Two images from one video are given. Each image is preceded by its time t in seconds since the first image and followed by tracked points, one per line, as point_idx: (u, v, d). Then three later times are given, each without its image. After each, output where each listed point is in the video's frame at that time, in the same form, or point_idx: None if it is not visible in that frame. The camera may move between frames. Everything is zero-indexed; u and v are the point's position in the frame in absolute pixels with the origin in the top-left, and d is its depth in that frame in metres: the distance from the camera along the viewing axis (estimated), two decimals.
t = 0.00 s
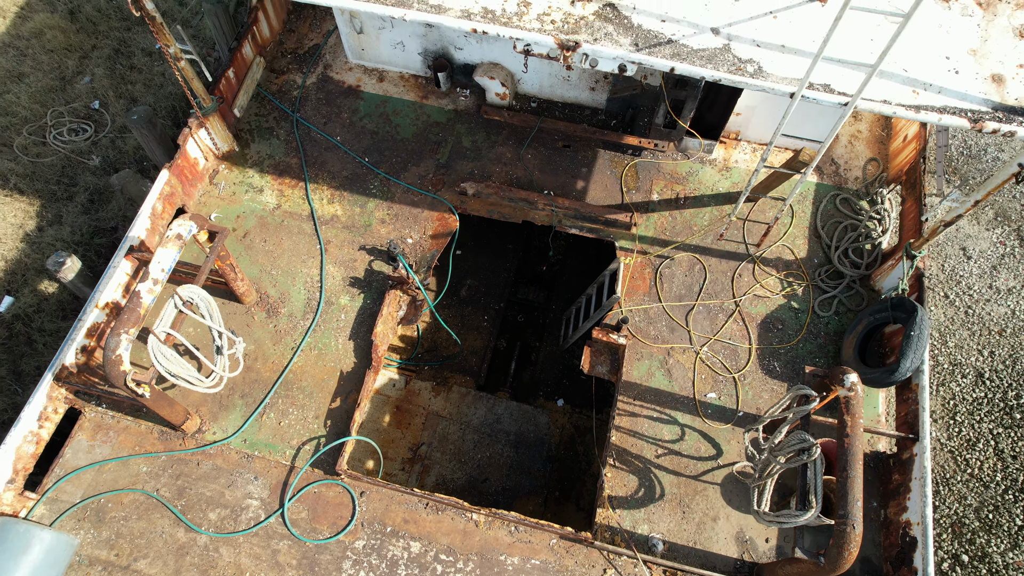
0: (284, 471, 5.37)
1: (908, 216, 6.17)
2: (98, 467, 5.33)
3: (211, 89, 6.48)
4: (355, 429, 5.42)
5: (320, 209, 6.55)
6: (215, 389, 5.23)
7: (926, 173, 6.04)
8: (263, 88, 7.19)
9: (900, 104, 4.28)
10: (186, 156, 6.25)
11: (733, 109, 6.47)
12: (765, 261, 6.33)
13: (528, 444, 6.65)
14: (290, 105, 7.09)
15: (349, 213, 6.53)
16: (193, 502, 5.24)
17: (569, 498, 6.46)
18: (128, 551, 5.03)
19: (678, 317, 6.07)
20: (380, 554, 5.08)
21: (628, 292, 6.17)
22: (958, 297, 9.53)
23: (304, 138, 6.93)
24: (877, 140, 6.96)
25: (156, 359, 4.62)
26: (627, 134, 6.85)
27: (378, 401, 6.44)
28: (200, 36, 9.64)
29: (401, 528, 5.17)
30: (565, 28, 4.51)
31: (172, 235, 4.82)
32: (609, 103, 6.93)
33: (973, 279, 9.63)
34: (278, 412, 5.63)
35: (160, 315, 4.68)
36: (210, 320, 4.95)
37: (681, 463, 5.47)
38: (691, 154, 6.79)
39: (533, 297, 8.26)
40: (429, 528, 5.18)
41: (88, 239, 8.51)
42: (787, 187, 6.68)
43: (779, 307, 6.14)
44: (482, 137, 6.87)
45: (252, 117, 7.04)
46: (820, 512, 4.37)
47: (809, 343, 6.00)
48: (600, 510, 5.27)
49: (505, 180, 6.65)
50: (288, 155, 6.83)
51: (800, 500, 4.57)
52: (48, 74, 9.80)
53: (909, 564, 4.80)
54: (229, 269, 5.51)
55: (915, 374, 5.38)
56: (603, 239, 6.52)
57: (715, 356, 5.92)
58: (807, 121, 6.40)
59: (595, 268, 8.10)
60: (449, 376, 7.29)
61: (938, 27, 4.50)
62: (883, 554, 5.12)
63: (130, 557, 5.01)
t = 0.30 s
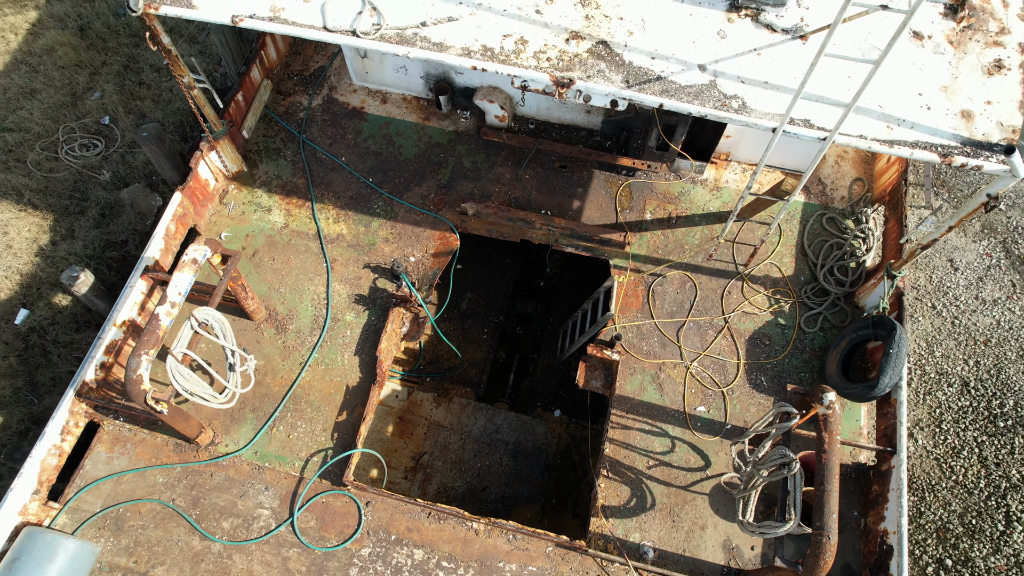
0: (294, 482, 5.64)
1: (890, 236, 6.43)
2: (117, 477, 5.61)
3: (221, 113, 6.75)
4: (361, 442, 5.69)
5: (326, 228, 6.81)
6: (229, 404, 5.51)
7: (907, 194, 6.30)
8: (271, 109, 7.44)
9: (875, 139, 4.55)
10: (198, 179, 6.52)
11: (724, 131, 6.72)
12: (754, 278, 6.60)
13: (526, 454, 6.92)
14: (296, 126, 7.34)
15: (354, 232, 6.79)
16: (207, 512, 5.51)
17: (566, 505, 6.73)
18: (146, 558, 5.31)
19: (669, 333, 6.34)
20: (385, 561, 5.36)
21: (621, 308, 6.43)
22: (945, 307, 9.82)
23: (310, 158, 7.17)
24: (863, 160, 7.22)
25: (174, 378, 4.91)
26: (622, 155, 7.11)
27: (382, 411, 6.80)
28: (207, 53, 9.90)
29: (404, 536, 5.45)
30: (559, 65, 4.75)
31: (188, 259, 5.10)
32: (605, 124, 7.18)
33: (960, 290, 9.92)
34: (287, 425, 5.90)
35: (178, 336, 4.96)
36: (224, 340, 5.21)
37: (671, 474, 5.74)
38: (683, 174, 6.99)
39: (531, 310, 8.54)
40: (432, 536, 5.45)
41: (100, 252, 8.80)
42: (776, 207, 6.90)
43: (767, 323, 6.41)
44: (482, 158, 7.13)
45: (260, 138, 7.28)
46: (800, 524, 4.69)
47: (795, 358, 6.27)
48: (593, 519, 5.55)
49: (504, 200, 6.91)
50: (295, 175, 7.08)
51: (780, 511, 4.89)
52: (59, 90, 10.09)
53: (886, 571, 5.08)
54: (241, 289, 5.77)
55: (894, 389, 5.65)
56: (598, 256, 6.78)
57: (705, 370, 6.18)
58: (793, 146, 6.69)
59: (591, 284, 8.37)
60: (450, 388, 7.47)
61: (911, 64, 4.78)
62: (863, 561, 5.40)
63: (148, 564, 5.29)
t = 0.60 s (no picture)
0: (304, 493, 5.95)
1: (873, 256, 6.71)
2: (136, 488, 5.92)
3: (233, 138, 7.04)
4: (368, 455, 6.00)
5: (333, 247, 7.11)
6: (242, 420, 5.83)
7: (889, 216, 6.58)
8: (279, 132, 7.73)
9: (852, 173, 4.86)
10: (211, 202, 6.82)
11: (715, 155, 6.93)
12: (743, 296, 6.89)
13: (525, 463, 7.23)
14: (304, 148, 7.63)
15: (361, 251, 7.09)
16: (223, 521, 5.81)
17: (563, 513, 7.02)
18: (166, 565, 5.62)
19: (662, 349, 6.64)
20: (391, 568, 5.67)
21: (616, 325, 6.73)
22: (932, 318, 10.13)
23: (317, 180, 7.47)
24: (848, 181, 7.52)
25: (194, 397, 5.24)
26: (617, 177, 7.40)
27: (386, 422, 7.03)
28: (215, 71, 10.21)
29: (410, 544, 5.75)
30: (556, 103, 5.03)
31: (205, 283, 5.40)
32: (600, 147, 7.49)
33: (946, 302, 10.22)
34: (298, 437, 6.20)
35: (196, 357, 5.26)
36: (239, 360, 5.51)
37: (663, 484, 6.04)
38: (676, 195, 7.32)
39: (530, 324, 8.89)
40: (435, 544, 5.75)
41: (113, 267, 9.11)
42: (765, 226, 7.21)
43: (755, 340, 6.71)
44: (482, 180, 7.43)
45: (269, 160, 7.57)
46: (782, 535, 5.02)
47: (781, 373, 6.57)
48: (589, 527, 5.86)
49: (504, 221, 7.21)
50: (303, 197, 7.38)
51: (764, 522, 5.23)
52: (72, 108, 10.41)
53: None
54: (254, 309, 6.08)
55: (873, 404, 5.96)
56: (594, 274, 7.08)
57: (696, 386, 6.48)
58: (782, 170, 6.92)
59: (586, 299, 8.71)
60: (453, 399, 7.68)
61: (886, 101, 5.09)
62: (844, 567, 5.71)
63: (168, 570, 5.60)
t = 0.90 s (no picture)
0: (315, 500, 6.26)
1: (858, 272, 7.01)
2: (155, 496, 6.23)
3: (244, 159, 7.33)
4: (375, 464, 6.31)
5: (341, 264, 7.41)
6: (257, 432, 6.13)
7: (873, 235, 6.88)
8: (288, 151, 8.02)
9: (832, 201, 5.17)
10: (223, 221, 7.11)
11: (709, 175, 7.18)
12: (733, 311, 7.20)
13: (525, 470, 7.53)
14: (312, 167, 7.92)
15: (367, 268, 7.39)
16: (237, 527, 6.13)
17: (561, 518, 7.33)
18: (184, 569, 5.93)
19: (655, 362, 6.95)
20: (398, 572, 5.98)
21: (612, 339, 7.04)
22: (920, 328, 10.44)
23: (325, 199, 7.76)
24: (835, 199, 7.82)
25: (212, 412, 5.54)
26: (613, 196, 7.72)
27: (392, 431, 7.33)
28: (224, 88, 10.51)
29: (415, 549, 6.06)
30: (553, 134, 5.33)
31: (222, 303, 5.68)
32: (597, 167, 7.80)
33: (934, 311, 10.53)
34: (308, 447, 6.51)
35: (214, 373, 5.57)
36: (254, 375, 5.82)
37: (656, 492, 6.34)
38: (670, 214, 7.63)
39: (529, 335, 9.21)
40: (440, 549, 6.07)
41: (126, 279, 9.41)
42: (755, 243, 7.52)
43: (744, 353, 7.01)
44: (484, 198, 7.74)
45: (279, 179, 7.86)
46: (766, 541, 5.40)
47: (769, 385, 6.87)
48: (585, 533, 6.17)
49: (504, 238, 7.52)
50: (312, 215, 7.67)
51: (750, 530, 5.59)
52: (84, 123, 10.71)
53: None
54: (266, 325, 6.38)
55: (856, 416, 6.27)
56: (591, 290, 7.39)
57: (687, 397, 6.79)
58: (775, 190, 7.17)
59: (584, 311, 8.94)
60: (455, 409, 8.00)
61: (865, 133, 5.42)
62: (827, 571, 6.02)
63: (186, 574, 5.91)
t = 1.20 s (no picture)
0: (325, 507, 6.57)
1: (845, 288, 7.30)
2: (173, 503, 6.54)
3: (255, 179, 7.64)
4: (383, 473, 6.62)
5: (348, 279, 7.72)
6: (270, 443, 6.43)
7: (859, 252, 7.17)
8: (297, 169, 8.33)
9: (816, 226, 5.48)
10: (237, 239, 7.42)
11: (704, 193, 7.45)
12: (725, 325, 7.51)
13: (525, 477, 7.85)
14: (320, 185, 8.23)
15: (374, 283, 7.70)
16: (252, 532, 6.44)
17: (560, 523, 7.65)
18: (202, 572, 6.24)
19: (650, 374, 7.26)
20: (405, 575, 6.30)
21: (608, 352, 7.35)
22: (909, 337, 10.76)
23: (333, 216, 8.06)
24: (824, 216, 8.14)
25: (229, 425, 5.85)
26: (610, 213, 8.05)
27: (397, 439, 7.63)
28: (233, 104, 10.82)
29: (421, 554, 6.38)
30: (552, 162, 5.64)
31: (239, 321, 5.99)
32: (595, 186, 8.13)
33: (923, 321, 10.85)
34: (318, 456, 6.83)
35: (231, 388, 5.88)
36: (268, 389, 6.13)
37: (650, 499, 6.66)
38: (665, 230, 7.94)
39: (529, 346, 9.54)
40: (444, 553, 6.38)
41: (139, 290, 9.71)
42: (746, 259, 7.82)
43: (735, 365, 7.32)
44: (486, 216, 8.05)
45: (288, 196, 8.17)
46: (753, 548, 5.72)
47: (759, 397, 7.18)
48: (583, 539, 6.48)
49: (505, 254, 7.83)
50: (320, 232, 7.97)
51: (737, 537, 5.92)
52: (97, 137, 11.02)
53: None
54: (279, 340, 6.70)
55: (841, 427, 6.58)
56: (589, 304, 7.69)
57: (681, 408, 7.10)
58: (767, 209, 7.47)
59: (583, 324, 9.21)
60: (458, 417, 8.35)
61: (847, 161, 5.73)
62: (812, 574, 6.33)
63: None
